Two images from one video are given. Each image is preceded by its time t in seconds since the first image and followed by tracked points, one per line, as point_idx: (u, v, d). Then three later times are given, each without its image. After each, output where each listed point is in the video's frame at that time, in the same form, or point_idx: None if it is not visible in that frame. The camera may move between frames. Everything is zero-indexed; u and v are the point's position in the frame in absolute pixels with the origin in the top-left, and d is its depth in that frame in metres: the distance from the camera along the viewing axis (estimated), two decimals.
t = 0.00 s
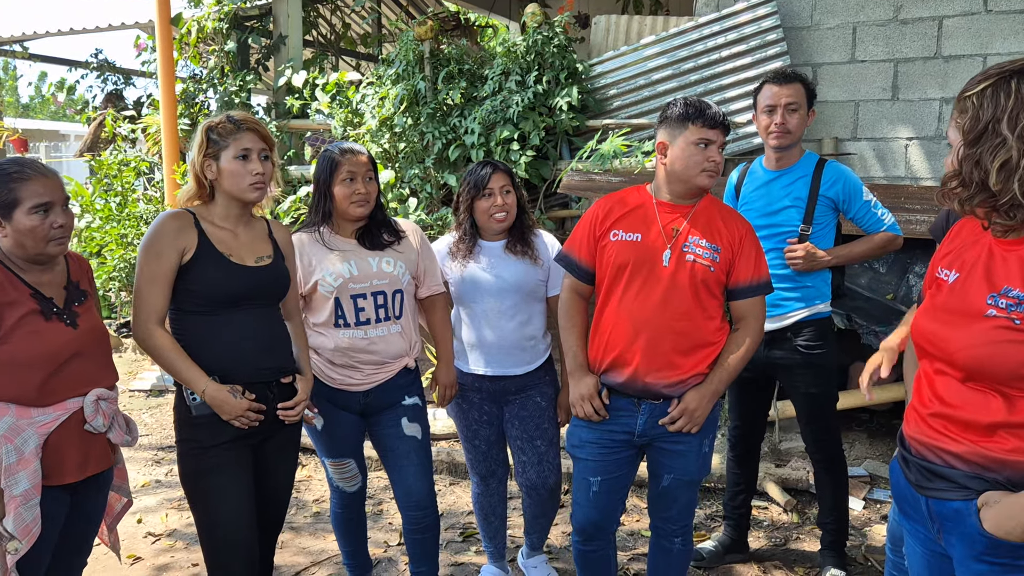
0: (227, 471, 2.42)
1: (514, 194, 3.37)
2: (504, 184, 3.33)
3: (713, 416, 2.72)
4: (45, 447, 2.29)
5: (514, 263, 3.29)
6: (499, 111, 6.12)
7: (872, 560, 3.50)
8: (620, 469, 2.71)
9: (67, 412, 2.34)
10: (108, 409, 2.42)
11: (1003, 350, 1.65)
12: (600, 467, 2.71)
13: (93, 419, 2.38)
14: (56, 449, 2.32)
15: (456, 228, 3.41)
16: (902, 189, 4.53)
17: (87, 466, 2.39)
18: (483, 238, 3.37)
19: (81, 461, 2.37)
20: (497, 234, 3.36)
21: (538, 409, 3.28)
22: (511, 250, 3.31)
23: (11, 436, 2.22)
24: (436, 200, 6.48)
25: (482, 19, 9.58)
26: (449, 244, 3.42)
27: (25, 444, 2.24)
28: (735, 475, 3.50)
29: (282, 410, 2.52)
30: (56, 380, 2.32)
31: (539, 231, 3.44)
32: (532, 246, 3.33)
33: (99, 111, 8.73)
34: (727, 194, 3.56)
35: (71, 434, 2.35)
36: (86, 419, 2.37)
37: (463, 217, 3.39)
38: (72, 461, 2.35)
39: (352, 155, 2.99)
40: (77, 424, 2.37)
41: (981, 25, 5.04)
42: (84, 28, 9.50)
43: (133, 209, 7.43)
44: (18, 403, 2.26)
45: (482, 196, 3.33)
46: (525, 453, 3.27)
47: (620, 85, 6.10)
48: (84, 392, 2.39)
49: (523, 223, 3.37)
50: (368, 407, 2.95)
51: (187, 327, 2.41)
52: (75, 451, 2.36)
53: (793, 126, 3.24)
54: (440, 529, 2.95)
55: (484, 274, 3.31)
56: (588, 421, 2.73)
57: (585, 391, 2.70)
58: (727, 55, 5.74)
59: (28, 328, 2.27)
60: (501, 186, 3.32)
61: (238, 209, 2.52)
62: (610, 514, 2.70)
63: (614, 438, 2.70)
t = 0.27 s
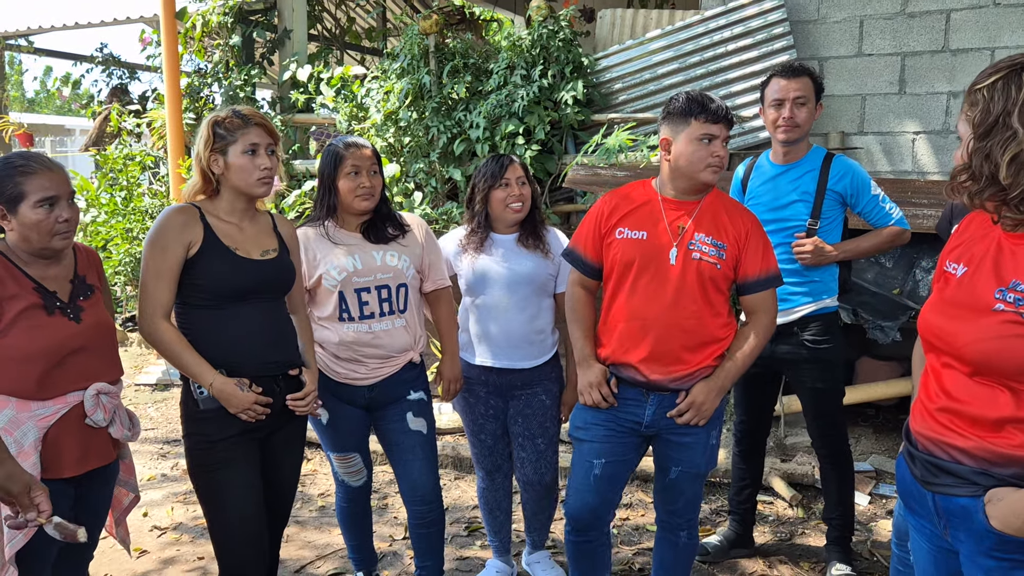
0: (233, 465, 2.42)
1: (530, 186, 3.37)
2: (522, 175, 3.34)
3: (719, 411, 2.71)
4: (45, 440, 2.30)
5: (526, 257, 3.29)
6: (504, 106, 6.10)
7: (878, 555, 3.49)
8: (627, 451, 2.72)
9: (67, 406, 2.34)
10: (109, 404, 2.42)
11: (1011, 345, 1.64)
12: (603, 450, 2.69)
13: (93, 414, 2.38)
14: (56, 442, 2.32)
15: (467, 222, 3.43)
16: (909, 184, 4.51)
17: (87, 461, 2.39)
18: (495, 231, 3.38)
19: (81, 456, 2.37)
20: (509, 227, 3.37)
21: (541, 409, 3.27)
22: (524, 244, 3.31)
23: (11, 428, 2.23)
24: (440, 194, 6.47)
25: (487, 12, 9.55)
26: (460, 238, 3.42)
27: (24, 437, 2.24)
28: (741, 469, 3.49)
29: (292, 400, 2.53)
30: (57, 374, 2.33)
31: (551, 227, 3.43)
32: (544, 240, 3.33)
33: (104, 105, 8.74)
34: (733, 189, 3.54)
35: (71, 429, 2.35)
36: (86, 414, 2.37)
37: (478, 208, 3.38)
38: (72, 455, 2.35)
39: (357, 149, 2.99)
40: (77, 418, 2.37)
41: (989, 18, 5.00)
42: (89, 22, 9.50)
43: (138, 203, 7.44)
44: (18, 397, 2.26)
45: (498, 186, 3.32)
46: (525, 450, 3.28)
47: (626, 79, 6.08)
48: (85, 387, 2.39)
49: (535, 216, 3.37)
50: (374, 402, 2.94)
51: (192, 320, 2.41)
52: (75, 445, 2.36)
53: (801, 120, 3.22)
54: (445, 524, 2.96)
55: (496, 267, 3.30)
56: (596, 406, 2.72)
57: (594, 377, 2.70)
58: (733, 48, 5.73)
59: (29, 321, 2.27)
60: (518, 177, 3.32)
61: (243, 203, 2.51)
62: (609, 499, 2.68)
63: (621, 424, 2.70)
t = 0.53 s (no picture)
0: (237, 457, 2.43)
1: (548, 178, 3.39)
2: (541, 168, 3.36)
3: (720, 404, 2.71)
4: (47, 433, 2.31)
5: (540, 248, 3.32)
6: (508, 100, 6.10)
7: (880, 549, 3.50)
8: (628, 455, 2.71)
9: (70, 399, 2.35)
10: (111, 397, 2.43)
11: (1012, 337, 1.64)
12: (607, 453, 2.71)
13: (96, 406, 2.39)
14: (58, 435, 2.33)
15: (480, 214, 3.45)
16: (913, 178, 4.49)
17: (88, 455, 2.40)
18: (507, 223, 3.39)
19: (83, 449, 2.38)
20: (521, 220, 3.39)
21: (552, 400, 3.27)
22: (537, 235, 3.34)
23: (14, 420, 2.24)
24: (444, 188, 6.47)
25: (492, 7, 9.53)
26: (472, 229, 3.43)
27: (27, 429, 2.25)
28: (744, 463, 3.50)
29: (296, 394, 2.54)
30: (59, 367, 2.34)
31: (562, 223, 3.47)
32: (556, 235, 3.36)
33: (109, 100, 8.75)
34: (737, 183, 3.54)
35: (74, 421, 2.36)
36: (90, 406, 2.39)
37: (493, 199, 3.40)
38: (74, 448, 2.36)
39: (361, 143, 3.00)
40: (81, 410, 2.38)
41: (995, 11, 4.97)
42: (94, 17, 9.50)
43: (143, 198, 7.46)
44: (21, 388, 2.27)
45: (518, 175, 3.34)
46: (534, 441, 3.28)
47: (630, 73, 6.08)
48: (88, 379, 2.41)
49: (549, 211, 3.40)
50: (377, 395, 2.95)
51: (196, 313, 2.42)
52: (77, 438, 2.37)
53: (806, 114, 3.22)
54: (448, 516, 2.98)
55: (509, 258, 3.31)
56: (598, 409, 2.72)
57: (594, 379, 2.70)
58: (737, 43, 5.71)
59: (32, 313, 2.28)
60: (537, 169, 3.34)
61: (246, 197, 2.52)
62: (620, 498, 2.71)
63: (620, 424, 2.70)
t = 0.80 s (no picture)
0: (243, 452, 2.43)
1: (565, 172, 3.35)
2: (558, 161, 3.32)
3: (726, 398, 2.70)
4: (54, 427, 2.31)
5: (555, 241, 3.30)
6: (513, 94, 6.09)
7: (887, 544, 3.49)
8: (630, 451, 2.70)
9: (77, 393, 2.35)
10: (119, 392, 2.43)
11: None
12: (615, 449, 2.70)
13: (104, 401, 2.39)
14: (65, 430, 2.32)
15: (494, 204, 3.41)
16: (920, 172, 4.47)
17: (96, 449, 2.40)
18: (523, 215, 3.34)
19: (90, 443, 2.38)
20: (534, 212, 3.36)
21: (558, 393, 3.27)
22: (553, 227, 3.31)
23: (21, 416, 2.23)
24: (449, 183, 6.46)
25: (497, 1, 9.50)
26: (487, 220, 3.39)
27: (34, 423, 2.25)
28: (750, 458, 3.49)
29: (303, 389, 2.54)
30: (67, 361, 2.34)
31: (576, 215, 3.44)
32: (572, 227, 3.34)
33: (114, 95, 8.75)
34: (744, 177, 3.53)
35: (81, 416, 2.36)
36: (97, 401, 2.39)
37: (507, 190, 3.35)
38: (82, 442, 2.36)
39: (366, 137, 2.98)
40: (88, 405, 2.38)
41: (1003, 5, 4.94)
42: (99, 11, 9.50)
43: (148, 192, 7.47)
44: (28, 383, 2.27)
45: (534, 167, 3.29)
46: (544, 430, 3.29)
47: (635, 68, 6.08)
48: (95, 373, 2.41)
49: (564, 204, 3.37)
50: (382, 390, 2.95)
51: (202, 307, 2.42)
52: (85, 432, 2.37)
53: (814, 109, 3.20)
54: (453, 511, 2.99)
55: (525, 250, 3.28)
56: (604, 403, 2.72)
57: (596, 373, 2.69)
58: (743, 37, 5.71)
59: (39, 308, 2.28)
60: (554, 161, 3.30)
61: (251, 190, 2.52)
62: (627, 493, 2.71)
63: (626, 419, 2.70)
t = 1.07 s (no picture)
0: (248, 447, 2.43)
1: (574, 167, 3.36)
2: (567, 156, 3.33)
3: (733, 394, 2.69)
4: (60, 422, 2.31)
5: (567, 235, 3.29)
6: (516, 90, 6.09)
7: (891, 540, 3.48)
8: (638, 445, 2.70)
9: (82, 388, 2.35)
10: (123, 386, 2.43)
11: None
12: (620, 442, 2.70)
13: (109, 396, 2.39)
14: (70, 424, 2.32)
15: (506, 198, 3.40)
16: (925, 168, 4.46)
17: (100, 444, 2.40)
18: (534, 210, 3.33)
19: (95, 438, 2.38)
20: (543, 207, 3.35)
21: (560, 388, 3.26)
22: (564, 222, 3.31)
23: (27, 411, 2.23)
24: (453, 178, 6.45)
25: None
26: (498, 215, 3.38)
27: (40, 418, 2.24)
28: (754, 454, 3.49)
29: (305, 384, 2.55)
30: (72, 357, 2.34)
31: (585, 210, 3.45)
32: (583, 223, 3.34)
33: (117, 91, 8.76)
34: (748, 172, 3.52)
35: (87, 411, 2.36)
36: (102, 396, 2.39)
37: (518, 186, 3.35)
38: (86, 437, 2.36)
39: (370, 132, 2.98)
40: (93, 400, 2.38)
41: None
42: (102, 7, 9.50)
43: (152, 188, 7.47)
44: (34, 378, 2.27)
45: (544, 162, 3.29)
46: (552, 421, 3.30)
47: (639, 63, 6.08)
48: (100, 369, 2.41)
49: (575, 199, 3.37)
50: (386, 385, 2.95)
51: (206, 302, 2.42)
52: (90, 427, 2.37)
53: (820, 104, 3.19)
54: (457, 507, 2.99)
55: (538, 244, 3.26)
56: (611, 396, 2.71)
57: (603, 366, 2.69)
58: (748, 31, 5.68)
59: (45, 303, 2.28)
60: (565, 156, 3.31)
61: (256, 185, 2.51)
62: (628, 488, 2.70)
63: (633, 414, 2.69)
